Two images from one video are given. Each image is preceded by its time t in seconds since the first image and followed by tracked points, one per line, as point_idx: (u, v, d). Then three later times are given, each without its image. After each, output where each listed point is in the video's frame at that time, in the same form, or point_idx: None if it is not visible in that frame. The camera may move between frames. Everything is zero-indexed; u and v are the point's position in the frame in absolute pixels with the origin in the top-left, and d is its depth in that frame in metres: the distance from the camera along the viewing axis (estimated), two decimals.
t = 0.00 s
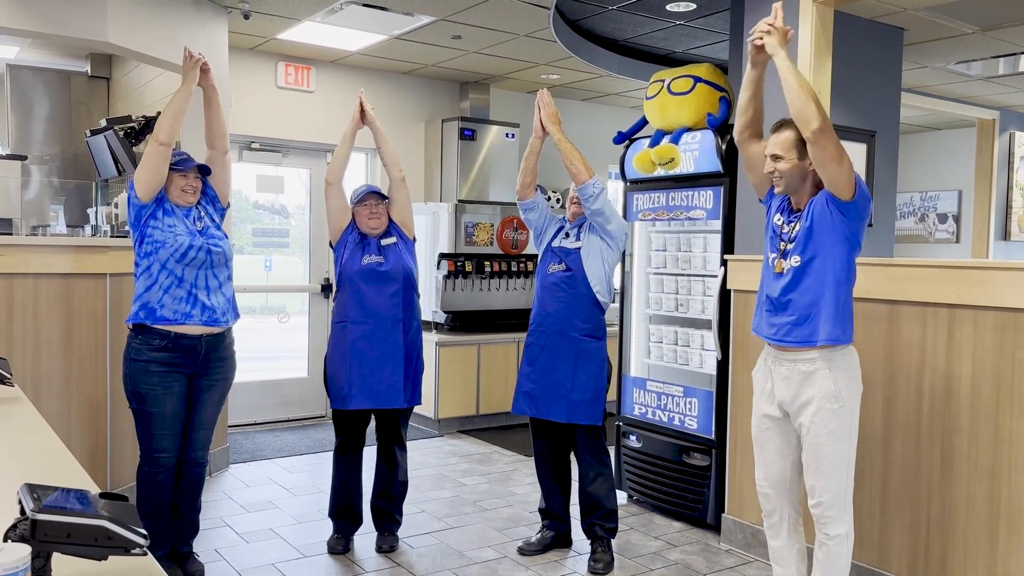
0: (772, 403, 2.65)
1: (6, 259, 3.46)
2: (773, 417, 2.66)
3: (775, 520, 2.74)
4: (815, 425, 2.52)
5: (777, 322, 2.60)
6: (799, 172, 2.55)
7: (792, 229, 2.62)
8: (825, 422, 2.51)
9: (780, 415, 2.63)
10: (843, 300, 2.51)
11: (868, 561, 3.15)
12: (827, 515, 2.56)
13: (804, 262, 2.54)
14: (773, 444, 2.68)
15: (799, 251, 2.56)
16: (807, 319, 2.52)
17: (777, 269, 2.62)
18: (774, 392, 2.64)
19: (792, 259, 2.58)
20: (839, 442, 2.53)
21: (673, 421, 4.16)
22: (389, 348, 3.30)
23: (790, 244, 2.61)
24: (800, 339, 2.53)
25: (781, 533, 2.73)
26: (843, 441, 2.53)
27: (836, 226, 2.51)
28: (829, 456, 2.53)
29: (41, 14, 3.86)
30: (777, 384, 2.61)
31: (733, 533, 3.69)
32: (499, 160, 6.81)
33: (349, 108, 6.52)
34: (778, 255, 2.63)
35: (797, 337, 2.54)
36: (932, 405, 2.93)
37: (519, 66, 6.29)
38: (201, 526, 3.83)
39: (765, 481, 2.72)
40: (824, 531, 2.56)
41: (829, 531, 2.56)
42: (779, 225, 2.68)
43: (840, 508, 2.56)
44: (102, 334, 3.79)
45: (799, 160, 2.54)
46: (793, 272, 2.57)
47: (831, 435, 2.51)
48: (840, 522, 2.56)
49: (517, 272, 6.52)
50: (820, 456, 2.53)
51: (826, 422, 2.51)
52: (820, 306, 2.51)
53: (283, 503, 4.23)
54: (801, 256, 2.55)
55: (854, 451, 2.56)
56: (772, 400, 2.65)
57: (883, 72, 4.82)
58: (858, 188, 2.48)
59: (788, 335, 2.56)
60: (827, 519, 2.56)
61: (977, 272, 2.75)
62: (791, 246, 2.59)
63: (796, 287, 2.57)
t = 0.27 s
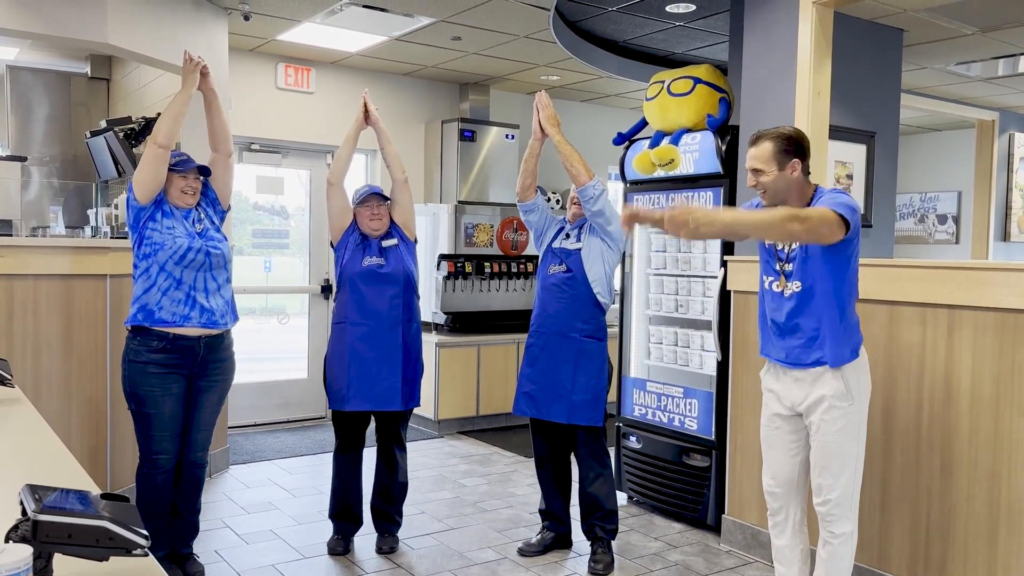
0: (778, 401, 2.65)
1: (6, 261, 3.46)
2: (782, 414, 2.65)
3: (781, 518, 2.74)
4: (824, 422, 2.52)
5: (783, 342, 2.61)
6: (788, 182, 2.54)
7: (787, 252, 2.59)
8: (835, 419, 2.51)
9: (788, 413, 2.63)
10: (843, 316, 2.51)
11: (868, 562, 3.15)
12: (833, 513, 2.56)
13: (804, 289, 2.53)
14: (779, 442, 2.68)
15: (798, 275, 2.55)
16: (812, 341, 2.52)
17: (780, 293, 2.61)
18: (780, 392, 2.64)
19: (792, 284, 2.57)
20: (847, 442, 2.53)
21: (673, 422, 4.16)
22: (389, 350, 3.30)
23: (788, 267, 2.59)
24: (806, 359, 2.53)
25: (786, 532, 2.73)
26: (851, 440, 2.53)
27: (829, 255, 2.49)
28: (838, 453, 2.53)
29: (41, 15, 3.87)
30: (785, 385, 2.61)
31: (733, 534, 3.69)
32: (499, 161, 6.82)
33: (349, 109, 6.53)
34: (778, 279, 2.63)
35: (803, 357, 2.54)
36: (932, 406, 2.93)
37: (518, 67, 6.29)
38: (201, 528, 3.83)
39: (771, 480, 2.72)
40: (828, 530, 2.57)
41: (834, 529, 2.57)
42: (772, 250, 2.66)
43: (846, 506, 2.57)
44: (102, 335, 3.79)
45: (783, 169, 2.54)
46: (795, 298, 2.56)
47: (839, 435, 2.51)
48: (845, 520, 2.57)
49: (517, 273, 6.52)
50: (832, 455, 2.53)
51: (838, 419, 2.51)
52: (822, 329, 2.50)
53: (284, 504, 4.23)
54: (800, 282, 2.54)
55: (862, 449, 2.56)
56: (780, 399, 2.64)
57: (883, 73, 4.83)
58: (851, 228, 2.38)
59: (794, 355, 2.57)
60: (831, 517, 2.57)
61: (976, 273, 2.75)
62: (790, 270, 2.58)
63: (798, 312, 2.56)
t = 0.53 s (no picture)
0: (771, 404, 2.66)
1: (6, 261, 3.46)
2: (773, 416, 2.67)
3: (776, 520, 2.75)
4: (815, 422, 2.53)
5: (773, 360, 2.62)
6: (747, 197, 2.55)
7: (762, 277, 2.56)
8: (827, 420, 2.52)
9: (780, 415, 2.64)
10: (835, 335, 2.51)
11: (868, 562, 3.15)
12: (823, 513, 2.56)
13: (791, 313, 2.53)
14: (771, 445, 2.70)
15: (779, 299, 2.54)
16: (805, 363, 2.53)
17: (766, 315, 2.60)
18: (774, 395, 2.65)
19: (777, 308, 2.56)
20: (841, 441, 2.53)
21: (673, 423, 4.16)
22: (388, 355, 3.30)
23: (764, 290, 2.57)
24: (799, 376, 2.53)
25: (782, 532, 2.74)
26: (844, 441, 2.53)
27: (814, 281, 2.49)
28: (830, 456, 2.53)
29: (42, 15, 3.87)
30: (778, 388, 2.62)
31: (734, 534, 3.69)
32: (499, 161, 6.81)
33: (348, 109, 6.53)
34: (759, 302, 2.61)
35: (796, 375, 2.55)
36: (931, 407, 2.93)
37: (518, 67, 6.29)
38: (200, 528, 3.82)
39: (765, 482, 2.73)
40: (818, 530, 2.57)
41: (823, 529, 2.57)
42: (744, 275, 2.63)
43: (837, 506, 2.56)
44: (101, 336, 3.79)
45: (745, 182, 2.55)
46: (782, 321, 2.56)
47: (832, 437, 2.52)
48: (835, 520, 2.56)
49: (517, 273, 6.51)
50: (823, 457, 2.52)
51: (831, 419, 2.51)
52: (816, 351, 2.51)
53: (283, 505, 4.23)
54: (785, 306, 2.53)
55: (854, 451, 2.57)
56: (774, 402, 2.65)
57: (883, 74, 4.83)
58: (849, 266, 2.41)
59: (786, 373, 2.57)
60: (822, 517, 2.57)
61: (977, 274, 2.75)
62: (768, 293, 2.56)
63: (785, 334, 2.57)
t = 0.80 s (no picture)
0: (751, 406, 2.65)
1: (3, 261, 3.46)
2: (753, 419, 2.66)
3: (761, 523, 2.73)
4: (790, 419, 2.51)
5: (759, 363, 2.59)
6: (738, 198, 2.52)
7: (748, 279, 2.52)
8: (802, 418, 2.50)
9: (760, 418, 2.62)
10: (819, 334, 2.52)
11: (867, 562, 3.15)
12: (791, 514, 2.50)
13: (778, 315, 2.50)
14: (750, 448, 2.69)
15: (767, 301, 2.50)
16: (795, 364, 2.50)
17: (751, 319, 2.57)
18: (754, 397, 2.64)
19: (764, 310, 2.52)
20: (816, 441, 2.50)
21: (672, 423, 4.17)
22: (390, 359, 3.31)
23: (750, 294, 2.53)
24: (787, 379, 2.51)
25: (767, 536, 2.73)
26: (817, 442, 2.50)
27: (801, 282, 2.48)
28: (803, 457, 2.49)
29: (41, 15, 3.87)
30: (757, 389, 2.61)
31: (733, 534, 3.70)
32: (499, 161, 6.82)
33: (348, 109, 6.53)
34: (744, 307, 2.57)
35: (785, 377, 2.52)
36: (930, 406, 2.94)
37: (517, 68, 6.29)
38: (199, 528, 3.82)
39: (747, 486, 2.72)
40: (787, 533, 2.52)
41: (794, 533, 2.51)
42: (728, 276, 2.59)
43: (804, 510, 2.51)
44: (100, 336, 3.78)
45: (735, 184, 2.52)
46: (768, 323, 2.53)
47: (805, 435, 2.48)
48: (804, 524, 2.51)
49: (517, 274, 6.51)
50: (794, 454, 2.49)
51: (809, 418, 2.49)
52: (804, 352, 2.50)
53: (282, 505, 4.23)
54: (772, 308, 2.50)
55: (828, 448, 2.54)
56: (755, 404, 2.63)
57: (882, 74, 4.83)
58: (838, 269, 2.42)
59: (774, 376, 2.55)
60: (791, 520, 2.51)
61: (976, 273, 2.75)
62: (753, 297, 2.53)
63: (773, 337, 2.54)
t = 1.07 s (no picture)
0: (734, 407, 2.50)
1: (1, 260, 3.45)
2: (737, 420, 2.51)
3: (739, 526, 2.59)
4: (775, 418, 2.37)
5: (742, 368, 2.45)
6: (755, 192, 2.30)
7: (744, 280, 2.36)
8: (789, 417, 2.37)
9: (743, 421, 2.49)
10: (809, 344, 2.40)
11: (866, 562, 3.16)
12: (768, 514, 2.33)
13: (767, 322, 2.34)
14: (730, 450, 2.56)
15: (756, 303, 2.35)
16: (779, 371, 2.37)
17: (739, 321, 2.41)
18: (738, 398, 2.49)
19: (753, 315, 2.36)
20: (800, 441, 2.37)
21: (671, 423, 4.17)
22: (389, 361, 3.31)
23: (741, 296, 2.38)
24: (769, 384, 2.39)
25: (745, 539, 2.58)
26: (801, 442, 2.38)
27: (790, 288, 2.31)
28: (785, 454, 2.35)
29: (40, 14, 3.86)
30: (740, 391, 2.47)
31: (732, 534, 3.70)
32: (497, 161, 6.81)
33: (346, 109, 6.52)
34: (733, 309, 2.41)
35: (771, 383, 2.39)
36: (929, 406, 2.94)
37: (516, 67, 6.29)
38: (197, 527, 3.82)
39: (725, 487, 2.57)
40: (760, 531, 2.34)
41: (767, 533, 2.34)
42: (724, 276, 2.41)
43: (782, 511, 2.34)
44: (98, 336, 3.78)
45: (753, 177, 2.30)
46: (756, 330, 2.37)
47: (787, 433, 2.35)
48: (779, 525, 2.34)
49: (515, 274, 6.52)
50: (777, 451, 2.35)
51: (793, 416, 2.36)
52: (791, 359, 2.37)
53: (281, 505, 4.23)
54: (763, 313, 2.35)
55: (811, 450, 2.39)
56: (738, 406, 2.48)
57: (881, 75, 4.84)
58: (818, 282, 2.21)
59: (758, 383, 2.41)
60: (767, 519, 2.34)
61: (975, 273, 2.76)
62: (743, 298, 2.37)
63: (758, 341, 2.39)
